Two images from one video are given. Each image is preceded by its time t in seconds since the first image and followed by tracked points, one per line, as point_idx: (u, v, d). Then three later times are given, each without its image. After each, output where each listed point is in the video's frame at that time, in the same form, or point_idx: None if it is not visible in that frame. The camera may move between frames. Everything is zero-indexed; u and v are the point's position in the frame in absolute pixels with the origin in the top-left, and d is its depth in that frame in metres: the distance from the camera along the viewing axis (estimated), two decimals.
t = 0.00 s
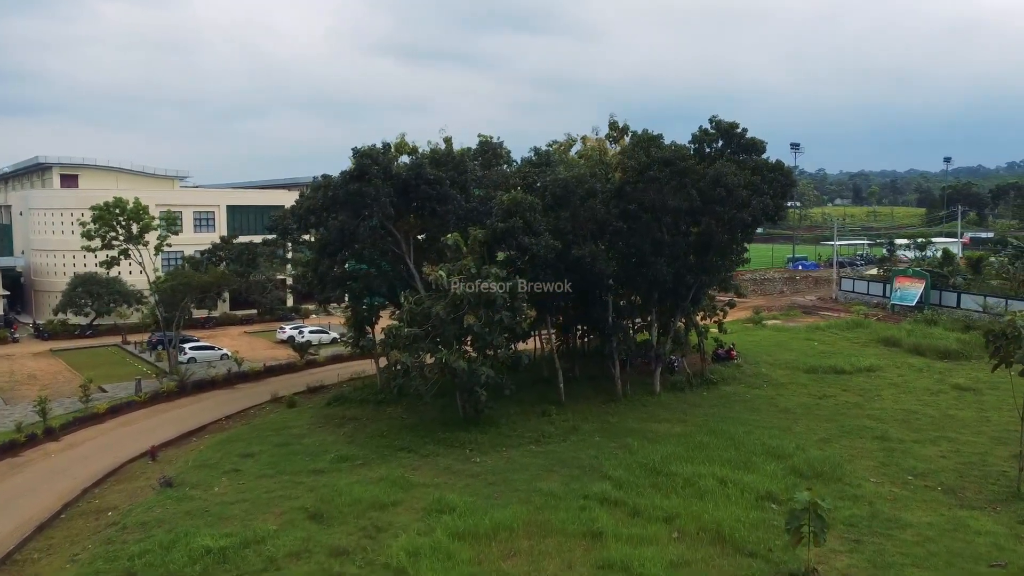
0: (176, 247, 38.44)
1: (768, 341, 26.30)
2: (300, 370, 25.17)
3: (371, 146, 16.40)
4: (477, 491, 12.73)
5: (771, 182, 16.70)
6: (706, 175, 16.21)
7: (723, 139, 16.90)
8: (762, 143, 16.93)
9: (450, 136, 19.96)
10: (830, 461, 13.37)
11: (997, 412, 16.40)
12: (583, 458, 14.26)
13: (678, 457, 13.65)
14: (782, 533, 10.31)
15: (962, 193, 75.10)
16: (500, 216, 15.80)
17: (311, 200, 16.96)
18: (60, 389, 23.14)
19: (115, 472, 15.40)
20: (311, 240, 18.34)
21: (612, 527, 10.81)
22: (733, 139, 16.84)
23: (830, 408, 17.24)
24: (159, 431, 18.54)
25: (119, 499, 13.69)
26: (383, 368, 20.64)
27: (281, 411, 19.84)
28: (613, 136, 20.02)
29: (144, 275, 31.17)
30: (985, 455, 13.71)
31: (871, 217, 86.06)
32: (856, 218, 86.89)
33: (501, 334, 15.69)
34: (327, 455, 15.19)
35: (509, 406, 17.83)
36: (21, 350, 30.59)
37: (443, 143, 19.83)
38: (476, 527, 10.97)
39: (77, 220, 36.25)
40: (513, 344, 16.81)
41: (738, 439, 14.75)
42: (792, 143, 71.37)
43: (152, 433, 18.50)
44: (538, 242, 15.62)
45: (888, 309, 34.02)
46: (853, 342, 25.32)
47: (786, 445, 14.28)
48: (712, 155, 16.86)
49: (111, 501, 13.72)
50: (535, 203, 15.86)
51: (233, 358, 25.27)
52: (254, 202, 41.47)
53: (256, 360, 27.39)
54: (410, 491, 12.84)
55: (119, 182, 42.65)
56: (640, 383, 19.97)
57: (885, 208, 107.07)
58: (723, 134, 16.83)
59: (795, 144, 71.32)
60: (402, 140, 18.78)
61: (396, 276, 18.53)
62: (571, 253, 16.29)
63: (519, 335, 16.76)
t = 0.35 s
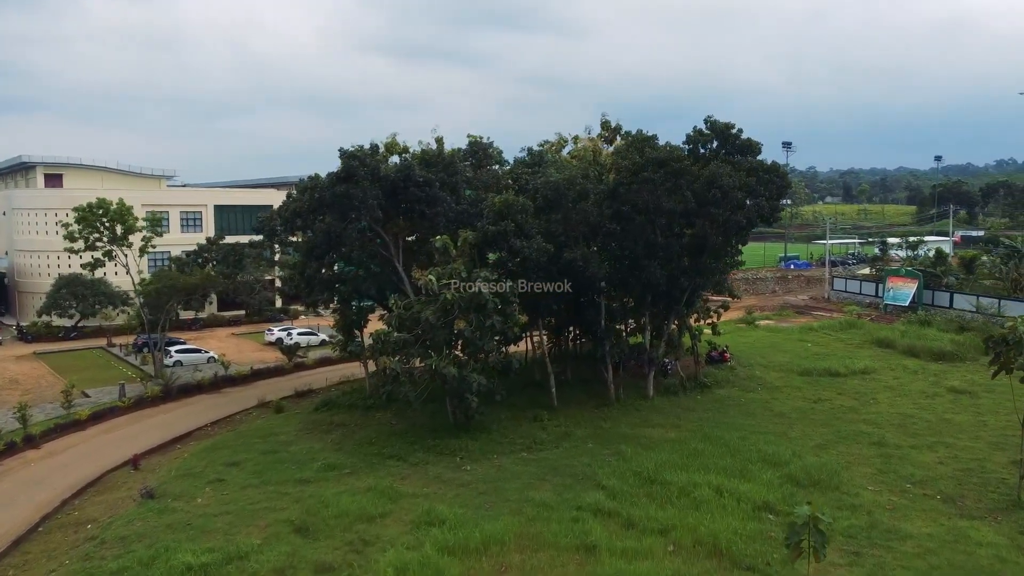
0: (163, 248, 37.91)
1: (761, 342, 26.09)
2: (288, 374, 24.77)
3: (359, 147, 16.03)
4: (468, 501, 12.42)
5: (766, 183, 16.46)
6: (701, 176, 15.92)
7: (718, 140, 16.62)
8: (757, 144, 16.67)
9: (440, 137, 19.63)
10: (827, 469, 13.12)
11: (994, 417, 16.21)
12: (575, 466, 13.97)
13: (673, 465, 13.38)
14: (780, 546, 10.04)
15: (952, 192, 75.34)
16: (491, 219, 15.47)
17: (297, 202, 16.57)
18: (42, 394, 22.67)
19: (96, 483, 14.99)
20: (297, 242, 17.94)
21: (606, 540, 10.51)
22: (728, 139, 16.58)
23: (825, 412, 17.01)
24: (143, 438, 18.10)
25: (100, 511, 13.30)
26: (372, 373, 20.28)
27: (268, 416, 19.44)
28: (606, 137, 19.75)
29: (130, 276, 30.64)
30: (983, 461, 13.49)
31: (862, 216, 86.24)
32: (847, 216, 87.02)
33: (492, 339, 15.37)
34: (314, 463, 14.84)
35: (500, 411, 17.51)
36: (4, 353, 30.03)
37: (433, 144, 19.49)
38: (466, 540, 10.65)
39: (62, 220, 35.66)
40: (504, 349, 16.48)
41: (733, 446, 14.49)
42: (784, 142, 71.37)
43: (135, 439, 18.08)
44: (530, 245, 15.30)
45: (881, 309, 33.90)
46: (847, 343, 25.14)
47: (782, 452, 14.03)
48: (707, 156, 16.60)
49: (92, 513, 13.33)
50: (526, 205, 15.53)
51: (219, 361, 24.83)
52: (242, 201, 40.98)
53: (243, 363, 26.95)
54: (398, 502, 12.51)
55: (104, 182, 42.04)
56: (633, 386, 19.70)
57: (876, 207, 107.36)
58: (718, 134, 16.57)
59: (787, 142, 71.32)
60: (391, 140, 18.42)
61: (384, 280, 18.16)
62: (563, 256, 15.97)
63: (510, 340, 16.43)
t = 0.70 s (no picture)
0: (148, 248, 37.35)
1: (754, 344, 25.89)
2: (276, 377, 24.38)
3: (345, 148, 15.68)
4: (457, 513, 12.10)
5: (761, 185, 16.21)
6: (695, 178, 15.65)
7: (713, 141, 16.35)
8: (752, 145, 16.42)
9: (430, 137, 19.29)
10: (823, 477, 12.88)
11: (991, 421, 16.03)
12: (568, 474, 13.67)
13: (667, 474, 13.10)
14: (778, 560, 9.76)
15: (942, 190, 75.53)
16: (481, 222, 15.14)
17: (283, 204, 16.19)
18: (23, 399, 22.19)
19: (75, 493, 14.58)
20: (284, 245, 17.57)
21: (600, 554, 10.21)
22: (723, 140, 16.30)
23: (820, 417, 16.79)
24: (125, 446, 17.67)
25: (79, 524, 12.91)
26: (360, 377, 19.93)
27: (254, 422, 19.03)
28: (598, 138, 19.47)
29: (114, 278, 30.12)
30: (981, 468, 13.30)
31: (853, 214, 86.41)
32: (838, 215, 87.16)
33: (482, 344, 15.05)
34: (300, 473, 14.48)
35: (492, 417, 17.19)
36: None
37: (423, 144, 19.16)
38: (456, 555, 10.32)
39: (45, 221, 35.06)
40: (495, 354, 16.16)
41: (728, 453, 14.24)
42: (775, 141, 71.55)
43: (117, 447, 17.66)
44: (521, 249, 14.98)
45: (873, 309, 33.80)
46: (841, 345, 24.97)
47: (777, 459, 13.78)
48: (701, 157, 16.32)
49: (70, 526, 12.93)
50: (517, 208, 15.21)
51: (205, 365, 24.39)
52: (229, 201, 40.49)
53: (230, 366, 26.51)
54: (386, 514, 12.18)
55: (89, 182, 41.42)
56: (626, 390, 19.43)
57: (867, 205, 107.57)
58: (713, 135, 16.31)
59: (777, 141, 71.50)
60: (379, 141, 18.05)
61: (373, 283, 17.82)
62: (554, 259, 15.67)
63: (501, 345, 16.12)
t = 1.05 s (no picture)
0: (134, 248, 36.82)
1: (748, 345, 25.68)
2: (263, 381, 23.97)
3: (331, 149, 15.30)
4: (447, 526, 11.77)
5: (756, 186, 15.93)
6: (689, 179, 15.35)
7: (707, 142, 16.05)
8: (747, 146, 16.15)
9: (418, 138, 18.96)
10: (820, 486, 12.62)
11: (988, 426, 15.84)
12: (560, 484, 13.37)
13: (661, 483, 12.81)
14: None
15: (933, 189, 75.65)
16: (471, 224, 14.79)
17: (267, 206, 15.79)
18: (3, 404, 21.70)
19: (53, 505, 14.16)
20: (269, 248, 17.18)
21: (593, 569, 9.90)
22: (717, 141, 16.01)
23: (816, 422, 16.54)
24: (107, 453, 17.22)
25: (56, 538, 12.51)
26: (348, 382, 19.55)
27: (240, 429, 18.62)
28: (590, 138, 19.17)
29: (98, 280, 29.59)
30: (980, 476, 13.07)
31: (844, 212, 86.50)
32: (829, 213, 87.23)
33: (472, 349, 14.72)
34: (286, 483, 14.12)
35: (482, 423, 16.86)
36: None
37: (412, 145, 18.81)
38: (445, 571, 10.00)
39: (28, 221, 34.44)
40: (485, 359, 15.82)
41: (723, 460, 13.97)
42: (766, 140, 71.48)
43: (99, 454, 17.23)
44: (512, 252, 14.63)
45: (866, 309, 33.66)
46: (834, 346, 24.78)
47: (773, 468, 13.53)
48: (696, 158, 16.02)
49: (46, 540, 12.52)
50: (508, 210, 14.89)
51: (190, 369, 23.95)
52: (216, 200, 39.97)
53: (216, 369, 26.08)
54: (374, 526, 11.84)
55: (74, 181, 40.78)
56: (619, 394, 19.14)
57: (858, 202, 107.61)
58: (708, 137, 16.03)
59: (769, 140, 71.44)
60: (367, 141, 17.68)
61: (361, 286, 17.44)
62: (546, 263, 15.34)
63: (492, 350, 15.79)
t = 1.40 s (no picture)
0: (120, 249, 36.27)
1: (741, 347, 25.44)
2: (250, 386, 23.56)
3: (317, 151, 14.89)
4: (437, 540, 11.43)
5: (752, 188, 15.67)
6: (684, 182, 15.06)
7: (702, 143, 15.76)
8: (742, 148, 15.88)
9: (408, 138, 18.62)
10: (818, 496, 12.37)
11: (986, 431, 15.63)
12: (553, 494, 13.05)
13: (656, 494, 12.52)
14: None
15: (924, 187, 75.74)
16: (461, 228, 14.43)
17: (251, 209, 15.36)
18: None
19: (31, 518, 13.73)
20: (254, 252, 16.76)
21: None
22: (713, 143, 15.73)
23: (812, 428, 16.30)
24: (89, 462, 16.79)
25: (32, 554, 12.09)
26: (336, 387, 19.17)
27: (226, 436, 18.22)
28: (583, 138, 18.84)
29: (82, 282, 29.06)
30: (979, 484, 12.84)
31: (835, 210, 86.55)
32: (820, 211, 87.26)
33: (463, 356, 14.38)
34: (272, 494, 13.75)
35: (473, 430, 16.53)
36: None
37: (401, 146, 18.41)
38: None
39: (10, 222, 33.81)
40: (476, 365, 15.48)
41: (718, 469, 13.70)
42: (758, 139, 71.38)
43: (80, 463, 16.78)
44: (503, 256, 14.29)
45: (859, 309, 33.53)
46: (829, 348, 24.56)
47: (770, 476, 13.26)
48: (690, 160, 15.72)
49: (22, 556, 12.11)
50: (499, 214, 14.55)
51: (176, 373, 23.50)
52: (204, 200, 39.42)
53: (203, 373, 25.63)
54: (361, 541, 11.50)
55: (58, 180, 40.12)
56: (612, 399, 18.85)
57: (849, 200, 107.78)
58: (703, 138, 15.74)
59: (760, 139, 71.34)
60: (355, 142, 17.29)
61: (348, 291, 17.05)
62: (538, 267, 15.02)
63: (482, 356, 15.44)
